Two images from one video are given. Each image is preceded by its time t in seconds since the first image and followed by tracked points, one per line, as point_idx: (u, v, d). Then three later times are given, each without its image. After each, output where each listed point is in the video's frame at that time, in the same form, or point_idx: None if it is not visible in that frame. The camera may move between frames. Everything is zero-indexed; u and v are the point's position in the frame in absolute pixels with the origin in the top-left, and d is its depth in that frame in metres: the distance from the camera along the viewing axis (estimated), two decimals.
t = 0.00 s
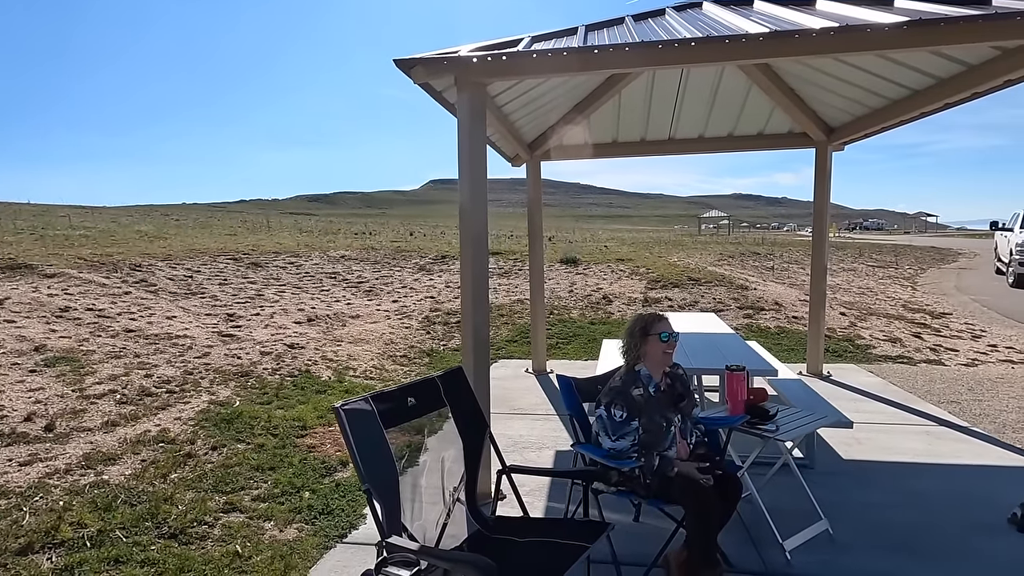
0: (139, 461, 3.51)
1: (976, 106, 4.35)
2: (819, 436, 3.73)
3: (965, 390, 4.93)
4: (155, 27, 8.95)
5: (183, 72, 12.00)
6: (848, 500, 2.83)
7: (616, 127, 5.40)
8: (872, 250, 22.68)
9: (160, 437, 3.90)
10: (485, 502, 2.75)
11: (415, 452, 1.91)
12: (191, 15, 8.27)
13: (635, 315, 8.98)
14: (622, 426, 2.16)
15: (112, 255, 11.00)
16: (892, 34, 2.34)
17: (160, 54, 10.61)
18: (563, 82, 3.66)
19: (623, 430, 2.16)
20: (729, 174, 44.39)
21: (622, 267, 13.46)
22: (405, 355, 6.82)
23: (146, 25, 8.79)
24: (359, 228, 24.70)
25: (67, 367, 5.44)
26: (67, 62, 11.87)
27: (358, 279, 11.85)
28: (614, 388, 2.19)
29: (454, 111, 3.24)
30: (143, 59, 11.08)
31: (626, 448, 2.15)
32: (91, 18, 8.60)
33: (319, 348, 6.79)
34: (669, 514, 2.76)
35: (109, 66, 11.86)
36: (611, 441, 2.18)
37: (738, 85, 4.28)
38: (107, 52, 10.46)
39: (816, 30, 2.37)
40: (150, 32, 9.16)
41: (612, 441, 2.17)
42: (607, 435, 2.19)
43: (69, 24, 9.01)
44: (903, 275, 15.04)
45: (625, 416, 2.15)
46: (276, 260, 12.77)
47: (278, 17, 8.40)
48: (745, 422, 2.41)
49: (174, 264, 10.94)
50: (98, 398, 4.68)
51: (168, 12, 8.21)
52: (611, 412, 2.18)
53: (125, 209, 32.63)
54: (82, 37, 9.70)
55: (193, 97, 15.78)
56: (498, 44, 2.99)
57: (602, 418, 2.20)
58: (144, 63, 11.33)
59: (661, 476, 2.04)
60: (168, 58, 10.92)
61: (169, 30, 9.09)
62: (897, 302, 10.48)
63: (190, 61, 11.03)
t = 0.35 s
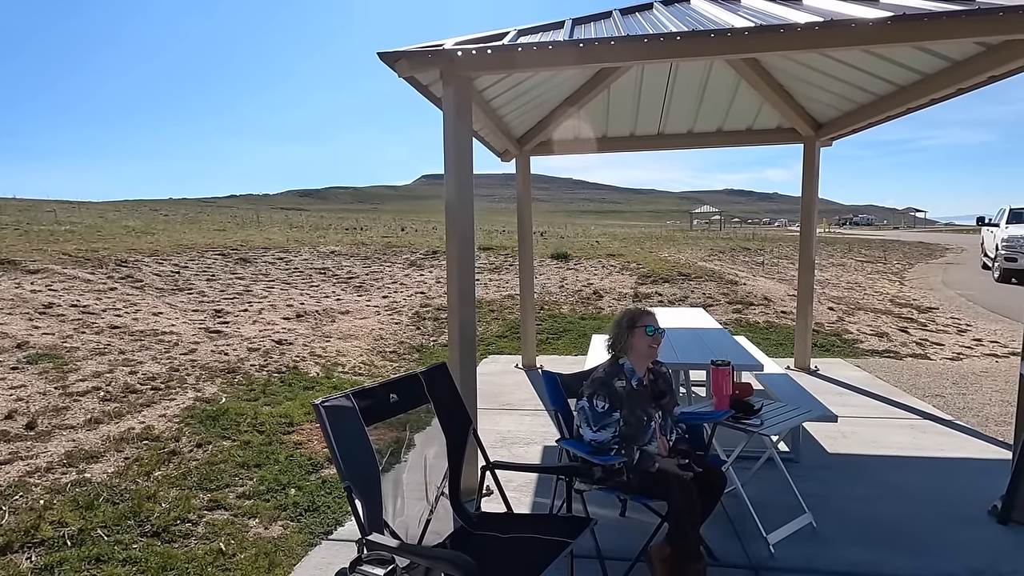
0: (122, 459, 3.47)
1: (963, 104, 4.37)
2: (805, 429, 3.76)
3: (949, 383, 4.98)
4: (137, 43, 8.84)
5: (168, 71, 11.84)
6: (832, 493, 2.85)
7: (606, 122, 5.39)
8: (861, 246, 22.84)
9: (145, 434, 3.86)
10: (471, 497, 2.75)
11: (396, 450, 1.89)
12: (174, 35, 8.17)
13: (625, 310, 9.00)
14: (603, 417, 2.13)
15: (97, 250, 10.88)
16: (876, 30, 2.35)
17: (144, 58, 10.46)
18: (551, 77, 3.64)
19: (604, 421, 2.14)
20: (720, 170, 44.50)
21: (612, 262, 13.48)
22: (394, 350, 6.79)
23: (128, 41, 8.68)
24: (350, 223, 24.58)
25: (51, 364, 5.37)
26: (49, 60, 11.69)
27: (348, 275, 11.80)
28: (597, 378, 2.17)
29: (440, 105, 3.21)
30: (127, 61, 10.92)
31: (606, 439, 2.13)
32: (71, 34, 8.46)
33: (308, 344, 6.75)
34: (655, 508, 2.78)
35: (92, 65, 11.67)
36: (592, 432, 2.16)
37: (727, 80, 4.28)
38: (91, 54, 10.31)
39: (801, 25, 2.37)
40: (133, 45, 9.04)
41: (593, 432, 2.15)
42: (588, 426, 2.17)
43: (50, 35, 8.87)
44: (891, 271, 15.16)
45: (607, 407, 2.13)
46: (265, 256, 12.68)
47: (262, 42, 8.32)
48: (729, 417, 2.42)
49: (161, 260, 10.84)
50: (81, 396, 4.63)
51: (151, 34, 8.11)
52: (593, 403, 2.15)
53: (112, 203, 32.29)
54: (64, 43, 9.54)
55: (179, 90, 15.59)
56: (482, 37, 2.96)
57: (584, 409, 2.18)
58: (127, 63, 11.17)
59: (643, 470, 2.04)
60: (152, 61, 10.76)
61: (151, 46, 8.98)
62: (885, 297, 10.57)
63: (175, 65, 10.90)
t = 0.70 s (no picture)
0: (111, 457, 3.45)
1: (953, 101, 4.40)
2: (796, 423, 3.78)
3: (938, 377, 5.02)
4: (125, 44, 8.74)
5: (155, 70, 11.71)
6: (822, 485, 2.88)
7: (598, 117, 5.38)
8: (853, 241, 22.97)
9: (135, 431, 3.84)
10: (463, 492, 2.75)
11: (387, 446, 1.89)
12: (162, 35, 8.09)
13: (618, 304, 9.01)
14: (595, 412, 2.13)
15: (86, 246, 10.78)
16: (867, 25, 2.35)
17: (129, 60, 10.34)
18: (543, 71, 3.62)
19: (596, 416, 2.13)
20: (713, 166, 44.57)
21: (606, 258, 13.48)
22: (387, 346, 6.78)
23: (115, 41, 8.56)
24: (343, 218, 24.46)
25: (39, 362, 5.33)
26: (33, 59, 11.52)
27: (341, 271, 11.75)
28: (586, 374, 2.17)
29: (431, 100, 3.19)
30: (111, 62, 10.78)
31: (600, 434, 2.13)
32: (54, 35, 8.34)
33: (299, 340, 6.72)
34: (647, 502, 2.79)
35: (77, 65, 11.52)
36: (585, 427, 2.15)
37: (720, 75, 4.28)
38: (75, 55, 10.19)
39: (793, 20, 2.36)
40: (119, 45, 8.92)
41: (586, 427, 2.14)
42: (580, 421, 2.16)
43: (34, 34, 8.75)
44: (882, 266, 15.25)
45: (598, 402, 2.12)
46: (257, 251, 12.61)
47: (250, 45, 8.27)
48: (721, 410, 2.42)
49: (151, 255, 10.76)
50: (70, 393, 4.59)
51: (138, 34, 8.03)
52: (584, 398, 2.14)
53: (101, 198, 31.97)
54: (47, 44, 9.40)
55: (168, 86, 15.44)
56: (474, 31, 2.94)
57: (576, 404, 2.17)
58: (113, 65, 11.03)
59: (636, 463, 2.03)
60: (139, 62, 10.63)
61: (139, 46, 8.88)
62: (876, 292, 10.64)
63: (162, 65, 10.78)
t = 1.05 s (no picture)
0: (100, 455, 3.42)
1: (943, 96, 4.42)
2: (787, 418, 3.80)
3: (928, 372, 5.06)
4: (107, 38, 8.60)
5: (141, 64, 11.56)
6: (813, 479, 2.90)
7: (590, 113, 5.37)
8: (844, 237, 23.08)
9: (125, 429, 3.81)
10: (456, 489, 2.74)
11: (378, 442, 1.88)
12: (145, 28, 7.96)
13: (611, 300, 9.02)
14: (587, 407, 2.11)
15: (75, 243, 10.67)
16: (858, 20, 2.35)
17: (113, 53, 10.18)
18: (535, 66, 3.60)
19: (588, 411, 2.11)
20: (706, 162, 44.65)
21: (599, 254, 13.48)
22: (380, 343, 6.75)
23: (97, 34, 8.42)
24: (335, 215, 24.32)
25: (27, 359, 5.27)
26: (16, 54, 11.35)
27: (333, 267, 11.69)
28: (576, 370, 2.17)
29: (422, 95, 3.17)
30: (95, 55, 10.62)
31: (593, 428, 2.10)
32: (35, 29, 8.20)
33: (291, 337, 6.69)
34: (639, 498, 2.80)
35: (61, 58, 11.35)
36: (577, 422, 2.12)
37: (712, 71, 4.28)
38: (58, 48, 10.03)
39: (785, 15, 2.36)
40: (102, 39, 8.78)
41: (578, 422, 2.11)
42: (572, 417, 2.14)
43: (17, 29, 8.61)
44: (873, 261, 15.33)
45: (589, 397, 2.12)
46: (249, 248, 12.53)
47: (236, 39, 8.15)
48: (713, 405, 2.42)
49: (141, 252, 10.67)
50: (58, 391, 4.54)
51: (122, 27, 7.90)
52: (575, 393, 2.14)
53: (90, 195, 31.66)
54: (28, 37, 9.24)
55: (157, 82, 15.28)
56: (465, 26, 2.93)
57: (566, 401, 2.16)
58: (97, 58, 10.86)
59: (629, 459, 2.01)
60: (124, 56, 10.47)
61: (122, 39, 8.74)
62: (867, 287, 10.70)
63: (147, 58, 10.63)
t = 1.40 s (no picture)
0: (92, 454, 3.40)
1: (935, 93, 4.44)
2: (779, 413, 3.83)
3: (918, 366, 5.11)
4: (93, 33, 8.50)
5: (128, 60, 11.44)
6: (804, 474, 2.92)
7: (584, 110, 5.37)
8: (836, 233, 23.21)
9: (116, 428, 3.79)
10: (449, 486, 2.75)
11: (372, 439, 1.88)
12: (131, 23, 7.87)
13: (605, 296, 9.05)
14: (569, 396, 2.19)
15: (65, 240, 10.58)
16: (849, 18, 2.36)
17: (100, 49, 10.07)
18: (529, 62, 3.60)
19: (570, 400, 2.19)
20: (701, 158, 44.70)
21: (593, 250, 13.49)
22: (374, 340, 6.75)
23: (83, 31, 8.32)
24: (329, 211, 24.20)
25: (17, 358, 5.24)
26: (0, 50, 11.21)
27: (326, 264, 11.65)
28: (554, 365, 2.26)
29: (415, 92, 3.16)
30: (83, 51, 10.52)
31: (578, 415, 2.17)
32: (19, 26, 8.09)
33: (285, 334, 6.67)
34: (632, 493, 2.81)
35: (47, 54, 11.22)
36: (563, 412, 2.19)
37: (705, 68, 4.30)
38: (43, 44, 9.90)
39: (776, 13, 2.38)
40: (87, 36, 8.69)
41: (563, 412, 2.18)
42: (557, 408, 2.21)
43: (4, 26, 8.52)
44: (864, 257, 15.42)
45: (569, 386, 2.19)
46: (241, 245, 12.47)
47: (224, 35, 8.08)
48: (704, 401, 2.43)
49: (132, 249, 10.60)
50: (48, 390, 4.52)
51: (107, 23, 7.81)
52: (556, 385, 2.21)
53: (81, 191, 31.36)
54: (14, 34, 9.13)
55: (147, 79, 15.17)
56: (459, 22, 2.92)
57: (550, 394, 2.23)
58: (83, 53, 10.73)
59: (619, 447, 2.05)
60: (110, 51, 10.35)
61: (108, 35, 8.64)
62: (858, 283, 10.77)
63: (134, 54, 10.52)
